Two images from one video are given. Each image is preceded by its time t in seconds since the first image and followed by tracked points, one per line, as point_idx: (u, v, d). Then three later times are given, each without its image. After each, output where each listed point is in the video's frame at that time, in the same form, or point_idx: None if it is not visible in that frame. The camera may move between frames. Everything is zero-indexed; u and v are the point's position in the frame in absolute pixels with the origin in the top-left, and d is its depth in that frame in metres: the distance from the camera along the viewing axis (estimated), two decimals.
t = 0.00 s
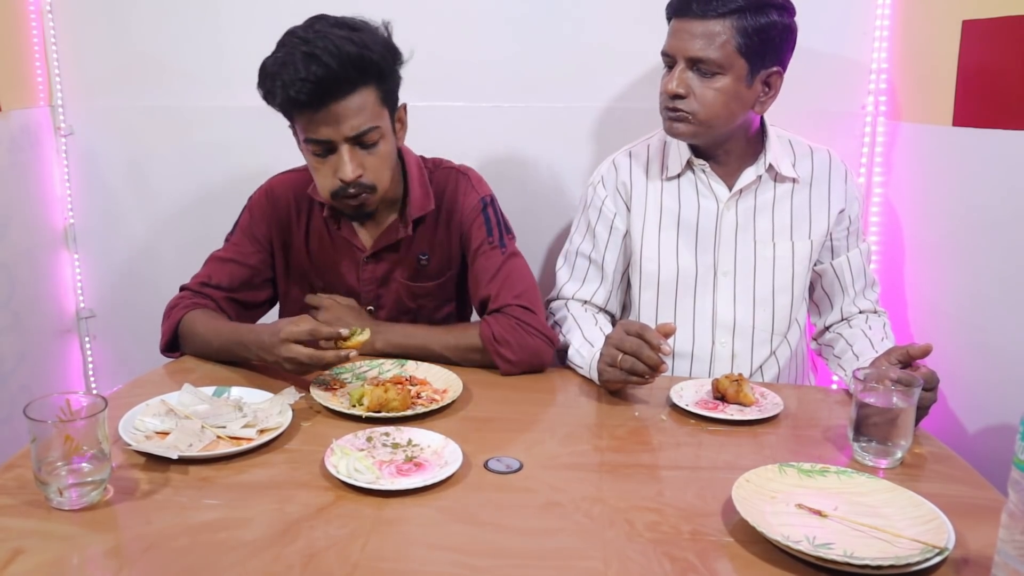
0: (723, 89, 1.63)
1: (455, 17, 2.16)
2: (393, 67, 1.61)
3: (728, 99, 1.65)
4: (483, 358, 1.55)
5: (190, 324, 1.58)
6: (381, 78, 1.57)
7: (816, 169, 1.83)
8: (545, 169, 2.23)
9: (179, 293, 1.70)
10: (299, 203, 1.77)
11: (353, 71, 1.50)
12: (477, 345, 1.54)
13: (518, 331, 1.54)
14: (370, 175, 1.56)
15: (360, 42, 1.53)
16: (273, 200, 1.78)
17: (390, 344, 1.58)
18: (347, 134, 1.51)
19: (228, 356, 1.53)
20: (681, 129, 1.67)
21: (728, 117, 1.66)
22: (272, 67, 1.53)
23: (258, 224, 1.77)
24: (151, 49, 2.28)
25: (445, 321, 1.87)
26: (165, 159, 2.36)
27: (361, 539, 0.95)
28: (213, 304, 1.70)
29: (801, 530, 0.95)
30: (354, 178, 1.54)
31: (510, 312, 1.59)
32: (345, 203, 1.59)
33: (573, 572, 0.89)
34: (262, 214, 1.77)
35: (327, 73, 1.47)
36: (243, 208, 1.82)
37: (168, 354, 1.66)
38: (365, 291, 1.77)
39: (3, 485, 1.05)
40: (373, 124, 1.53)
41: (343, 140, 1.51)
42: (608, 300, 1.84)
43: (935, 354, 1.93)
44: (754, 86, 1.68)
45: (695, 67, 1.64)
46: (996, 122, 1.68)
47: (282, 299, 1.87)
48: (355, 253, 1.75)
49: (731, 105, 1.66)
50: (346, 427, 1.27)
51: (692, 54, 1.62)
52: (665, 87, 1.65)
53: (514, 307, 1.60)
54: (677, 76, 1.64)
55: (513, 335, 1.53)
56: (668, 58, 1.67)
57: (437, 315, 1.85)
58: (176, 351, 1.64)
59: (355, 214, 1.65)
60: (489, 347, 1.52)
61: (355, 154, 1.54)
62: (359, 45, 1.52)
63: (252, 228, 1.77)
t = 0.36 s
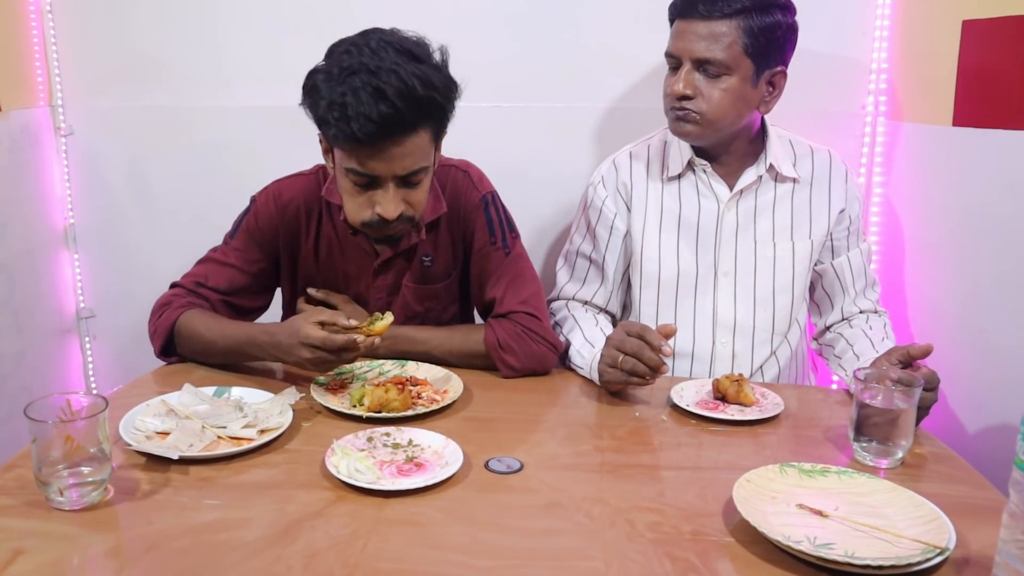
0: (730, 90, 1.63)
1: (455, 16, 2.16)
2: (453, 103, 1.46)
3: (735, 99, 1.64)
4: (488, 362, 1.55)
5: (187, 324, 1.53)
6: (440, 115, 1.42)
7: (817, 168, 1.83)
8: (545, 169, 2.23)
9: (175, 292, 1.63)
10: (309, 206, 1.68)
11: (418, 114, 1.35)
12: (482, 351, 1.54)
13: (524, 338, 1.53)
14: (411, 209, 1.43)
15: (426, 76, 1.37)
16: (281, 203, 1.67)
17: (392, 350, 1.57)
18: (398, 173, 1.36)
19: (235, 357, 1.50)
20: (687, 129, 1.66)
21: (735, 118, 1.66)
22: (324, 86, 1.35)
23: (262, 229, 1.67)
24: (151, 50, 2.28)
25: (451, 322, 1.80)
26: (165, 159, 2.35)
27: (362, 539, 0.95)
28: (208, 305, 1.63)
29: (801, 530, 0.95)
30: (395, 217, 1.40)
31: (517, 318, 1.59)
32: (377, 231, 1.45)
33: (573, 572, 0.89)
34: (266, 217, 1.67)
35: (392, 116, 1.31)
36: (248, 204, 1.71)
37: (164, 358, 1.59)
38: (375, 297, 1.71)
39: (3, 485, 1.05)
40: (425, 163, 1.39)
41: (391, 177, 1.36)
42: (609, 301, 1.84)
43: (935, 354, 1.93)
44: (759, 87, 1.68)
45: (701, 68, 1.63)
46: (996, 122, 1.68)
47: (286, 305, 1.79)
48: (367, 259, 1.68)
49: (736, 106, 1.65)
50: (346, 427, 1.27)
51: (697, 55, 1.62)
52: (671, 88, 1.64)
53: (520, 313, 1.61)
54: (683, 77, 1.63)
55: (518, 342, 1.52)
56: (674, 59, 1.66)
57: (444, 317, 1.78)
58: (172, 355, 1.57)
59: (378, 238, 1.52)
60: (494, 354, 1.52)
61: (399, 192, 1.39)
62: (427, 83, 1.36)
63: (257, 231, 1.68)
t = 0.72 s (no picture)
0: (731, 91, 1.63)
1: (456, 16, 2.16)
2: (453, 124, 1.45)
3: (736, 101, 1.64)
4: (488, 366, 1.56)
5: (176, 334, 1.53)
6: (439, 133, 1.40)
7: (817, 168, 1.83)
8: (545, 169, 2.23)
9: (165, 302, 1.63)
10: (299, 215, 1.66)
11: (416, 134, 1.33)
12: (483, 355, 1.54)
13: (525, 343, 1.53)
14: (398, 233, 1.41)
15: (426, 96, 1.36)
16: (269, 212, 1.66)
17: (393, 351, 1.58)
18: (390, 192, 1.34)
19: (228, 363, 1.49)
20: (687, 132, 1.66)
21: (735, 121, 1.66)
22: (322, 99, 1.34)
23: (250, 239, 1.66)
24: (151, 50, 2.29)
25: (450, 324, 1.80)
26: (165, 159, 2.35)
27: (362, 539, 0.94)
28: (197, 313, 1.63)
29: (802, 530, 0.95)
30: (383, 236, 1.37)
31: (520, 325, 1.59)
32: (367, 253, 1.43)
33: (573, 572, 0.89)
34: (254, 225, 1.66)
35: (389, 135, 1.29)
36: (237, 213, 1.70)
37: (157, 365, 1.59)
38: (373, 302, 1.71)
39: (3, 485, 1.05)
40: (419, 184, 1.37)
41: (383, 195, 1.35)
42: (609, 301, 1.85)
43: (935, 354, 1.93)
44: (760, 88, 1.68)
45: (702, 70, 1.63)
46: (996, 122, 1.69)
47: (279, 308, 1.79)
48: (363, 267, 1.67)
49: (739, 107, 1.66)
50: (346, 427, 1.27)
51: (698, 57, 1.62)
52: (672, 91, 1.64)
53: (523, 320, 1.61)
54: (684, 79, 1.63)
55: (518, 346, 1.52)
56: (675, 61, 1.66)
57: (442, 320, 1.78)
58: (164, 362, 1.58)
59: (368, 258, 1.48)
60: (495, 358, 1.52)
61: (391, 210, 1.37)
62: (426, 104, 1.35)
63: (245, 241, 1.66)
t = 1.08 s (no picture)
0: (735, 92, 1.63)
1: (456, 16, 2.16)
2: (440, 127, 1.44)
3: (737, 103, 1.64)
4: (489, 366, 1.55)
5: (173, 333, 1.54)
6: (429, 138, 1.40)
7: (816, 167, 1.83)
8: (545, 169, 2.23)
9: (160, 303, 1.63)
10: (296, 216, 1.66)
11: (403, 141, 1.33)
12: (483, 355, 1.54)
13: (525, 344, 1.53)
14: (393, 234, 1.43)
15: (416, 102, 1.35)
16: (266, 212, 1.66)
17: (393, 351, 1.58)
18: (379, 199, 1.35)
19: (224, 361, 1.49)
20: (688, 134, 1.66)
21: (735, 122, 1.66)
22: (308, 107, 1.33)
23: (247, 239, 1.66)
24: (151, 50, 2.29)
25: (449, 323, 1.80)
26: (165, 158, 2.35)
27: (361, 539, 0.94)
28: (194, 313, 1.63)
29: (802, 530, 0.95)
30: (377, 241, 1.39)
31: (520, 326, 1.59)
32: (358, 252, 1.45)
33: (573, 572, 0.89)
34: (251, 226, 1.66)
35: (376, 144, 1.29)
36: (235, 214, 1.70)
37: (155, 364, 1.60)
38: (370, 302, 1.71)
39: (3, 485, 1.05)
40: (409, 190, 1.38)
41: (374, 202, 1.36)
42: (609, 300, 1.85)
43: (935, 353, 1.93)
44: (760, 89, 1.68)
45: (704, 72, 1.63)
46: (996, 121, 1.68)
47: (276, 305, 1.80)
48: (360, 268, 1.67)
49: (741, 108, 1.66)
50: (346, 427, 1.27)
51: (699, 58, 1.62)
52: (674, 93, 1.64)
53: (523, 321, 1.61)
54: (686, 81, 1.63)
55: (518, 347, 1.52)
56: (676, 62, 1.66)
57: (441, 320, 1.78)
58: (161, 361, 1.58)
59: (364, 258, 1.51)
60: (495, 359, 1.52)
61: (382, 216, 1.39)
62: (413, 111, 1.35)
63: (241, 241, 1.67)
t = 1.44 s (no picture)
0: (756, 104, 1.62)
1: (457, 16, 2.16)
2: (444, 140, 1.44)
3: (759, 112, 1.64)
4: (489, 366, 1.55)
5: (175, 333, 1.54)
6: (436, 142, 1.41)
7: (816, 167, 1.83)
8: (545, 168, 2.23)
9: (159, 304, 1.62)
10: (297, 219, 1.65)
11: (405, 151, 1.33)
12: (483, 355, 1.54)
13: (526, 343, 1.53)
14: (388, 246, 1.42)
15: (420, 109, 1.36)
16: (266, 215, 1.65)
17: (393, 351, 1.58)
18: (377, 214, 1.35)
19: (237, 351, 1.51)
20: (720, 149, 1.64)
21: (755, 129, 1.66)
22: (312, 114, 1.34)
23: (247, 241, 1.66)
24: (151, 50, 2.29)
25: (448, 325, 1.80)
26: (165, 158, 2.35)
27: (362, 539, 0.94)
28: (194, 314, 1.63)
29: (802, 530, 0.95)
30: (372, 252, 1.39)
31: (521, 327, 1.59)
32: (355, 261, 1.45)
33: (573, 572, 0.89)
34: (252, 227, 1.65)
35: (379, 152, 1.29)
36: (234, 215, 1.69)
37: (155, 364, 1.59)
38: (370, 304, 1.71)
39: (3, 485, 1.05)
40: (409, 206, 1.37)
41: (371, 216, 1.35)
42: (609, 299, 1.85)
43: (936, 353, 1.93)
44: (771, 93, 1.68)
45: (729, 88, 1.60)
46: (997, 121, 1.68)
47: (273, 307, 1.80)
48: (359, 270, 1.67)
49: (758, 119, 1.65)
50: (346, 427, 1.27)
51: (727, 76, 1.58)
52: (704, 114, 1.60)
53: (523, 321, 1.61)
54: (715, 100, 1.59)
55: (518, 347, 1.52)
56: (698, 81, 1.60)
57: (441, 321, 1.78)
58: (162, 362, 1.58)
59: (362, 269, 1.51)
60: (495, 359, 1.52)
61: (380, 230, 1.38)
62: (419, 120, 1.35)
63: (241, 243, 1.66)
